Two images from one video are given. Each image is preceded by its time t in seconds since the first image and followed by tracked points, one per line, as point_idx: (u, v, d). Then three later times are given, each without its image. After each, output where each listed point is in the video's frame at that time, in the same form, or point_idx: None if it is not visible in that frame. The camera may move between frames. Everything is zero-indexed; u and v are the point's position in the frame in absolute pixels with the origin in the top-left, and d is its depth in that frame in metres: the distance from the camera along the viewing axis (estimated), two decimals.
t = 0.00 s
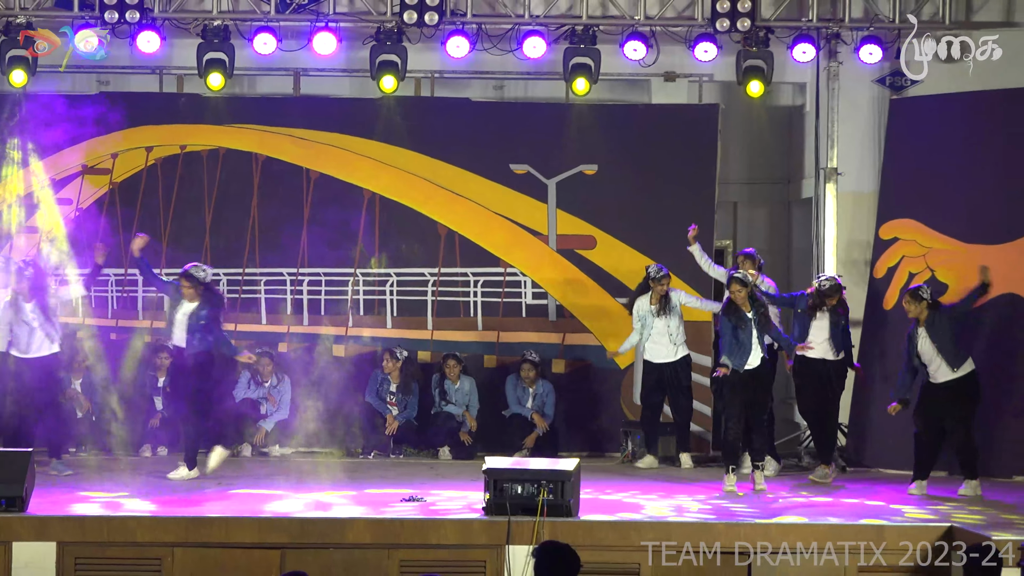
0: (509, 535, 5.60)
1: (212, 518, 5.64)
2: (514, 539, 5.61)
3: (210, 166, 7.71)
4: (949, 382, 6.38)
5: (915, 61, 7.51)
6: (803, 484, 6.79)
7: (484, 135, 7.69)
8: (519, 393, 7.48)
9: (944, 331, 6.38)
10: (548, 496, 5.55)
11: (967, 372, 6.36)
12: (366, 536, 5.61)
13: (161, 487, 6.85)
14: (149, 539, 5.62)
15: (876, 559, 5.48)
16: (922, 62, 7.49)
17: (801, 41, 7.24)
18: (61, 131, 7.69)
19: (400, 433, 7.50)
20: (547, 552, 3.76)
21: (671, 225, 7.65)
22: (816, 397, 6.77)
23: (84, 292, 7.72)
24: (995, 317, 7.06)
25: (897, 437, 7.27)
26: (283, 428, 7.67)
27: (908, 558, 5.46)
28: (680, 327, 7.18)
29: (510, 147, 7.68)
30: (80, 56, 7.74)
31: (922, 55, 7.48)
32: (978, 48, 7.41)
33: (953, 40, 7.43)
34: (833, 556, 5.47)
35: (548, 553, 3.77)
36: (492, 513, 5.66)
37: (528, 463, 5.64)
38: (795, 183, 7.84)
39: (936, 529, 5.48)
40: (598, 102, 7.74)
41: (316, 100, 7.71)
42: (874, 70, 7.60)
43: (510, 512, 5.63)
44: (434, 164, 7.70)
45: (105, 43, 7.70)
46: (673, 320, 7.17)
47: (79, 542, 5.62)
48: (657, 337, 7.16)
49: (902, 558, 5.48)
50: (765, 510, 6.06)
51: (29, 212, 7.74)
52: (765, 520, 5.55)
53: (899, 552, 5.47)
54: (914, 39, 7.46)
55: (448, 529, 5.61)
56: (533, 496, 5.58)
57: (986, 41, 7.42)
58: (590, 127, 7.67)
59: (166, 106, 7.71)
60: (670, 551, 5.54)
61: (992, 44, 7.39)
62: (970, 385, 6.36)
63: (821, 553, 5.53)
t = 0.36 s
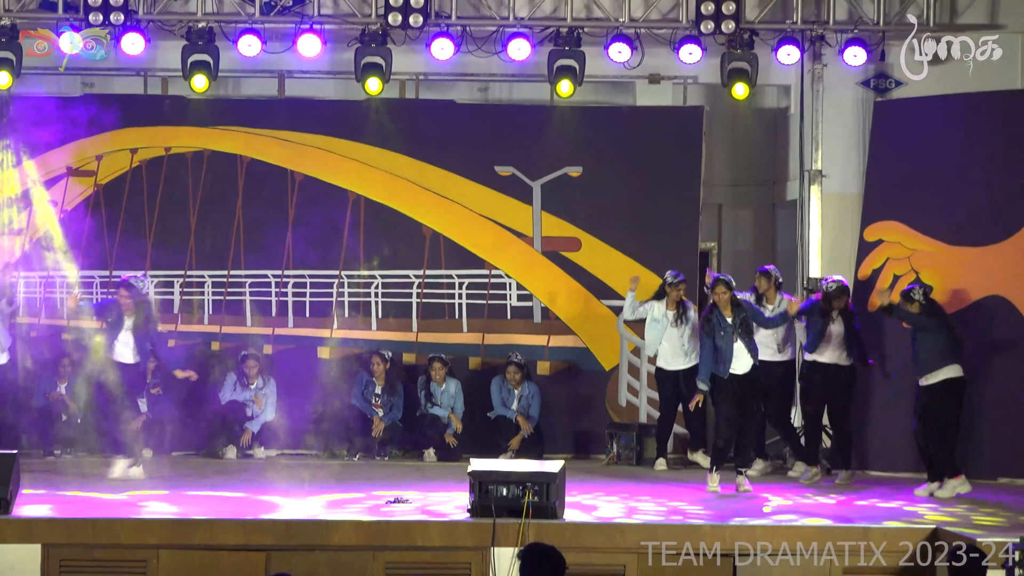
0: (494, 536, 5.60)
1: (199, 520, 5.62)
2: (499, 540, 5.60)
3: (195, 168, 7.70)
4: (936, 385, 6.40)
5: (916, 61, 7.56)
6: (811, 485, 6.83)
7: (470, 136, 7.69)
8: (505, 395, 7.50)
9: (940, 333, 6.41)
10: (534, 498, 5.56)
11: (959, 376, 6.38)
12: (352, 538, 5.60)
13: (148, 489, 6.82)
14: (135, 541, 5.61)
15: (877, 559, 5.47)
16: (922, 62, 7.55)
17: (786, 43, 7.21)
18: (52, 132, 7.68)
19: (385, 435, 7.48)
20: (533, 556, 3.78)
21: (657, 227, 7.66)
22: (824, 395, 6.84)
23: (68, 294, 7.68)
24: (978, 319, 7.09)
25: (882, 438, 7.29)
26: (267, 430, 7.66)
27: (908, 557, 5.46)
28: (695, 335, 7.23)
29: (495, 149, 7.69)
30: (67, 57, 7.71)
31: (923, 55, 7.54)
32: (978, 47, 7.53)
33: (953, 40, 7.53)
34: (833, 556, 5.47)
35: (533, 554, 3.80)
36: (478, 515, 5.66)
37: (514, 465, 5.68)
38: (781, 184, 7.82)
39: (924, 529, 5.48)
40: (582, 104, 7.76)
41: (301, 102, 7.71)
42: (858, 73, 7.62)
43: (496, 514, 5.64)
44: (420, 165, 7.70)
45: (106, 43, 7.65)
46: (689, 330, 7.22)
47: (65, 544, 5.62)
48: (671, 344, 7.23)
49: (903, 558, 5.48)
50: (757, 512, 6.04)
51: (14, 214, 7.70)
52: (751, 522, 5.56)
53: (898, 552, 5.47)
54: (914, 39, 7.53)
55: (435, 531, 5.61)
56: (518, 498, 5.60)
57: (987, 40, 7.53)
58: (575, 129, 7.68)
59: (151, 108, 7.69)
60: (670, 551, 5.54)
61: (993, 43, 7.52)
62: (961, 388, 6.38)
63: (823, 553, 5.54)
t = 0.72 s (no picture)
0: (490, 538, 5.58)
1: (193, 522, 5.61)
2: (495, 541, 5.59)
3: (190, 170, 7.69)
4: (929, 382, 6.42)
5: (916, 61, 7.56)
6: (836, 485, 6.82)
7: (466, 137, 7.69)
8: (501, 397, 7.50)
9: (939, 329, 6.37)
10: (529, 499, 5.58)
11: (953, 373, 6.38)
12: (347, 539, 5.60)
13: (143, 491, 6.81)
14: (130, 542, 5.60)
15: (877, 559, 5.46)
16: (923, 61, 7.55)
17: (782, 44, 7.23)
18: (50, 132, 7.69)
19: (382, 436, 7.49)
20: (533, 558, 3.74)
21: (653, 228, 7.67)
22: (834, 392, 6.85)
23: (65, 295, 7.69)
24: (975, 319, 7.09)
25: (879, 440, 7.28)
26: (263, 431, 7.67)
27: (908, 557, 5.46)
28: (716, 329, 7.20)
29: (491, 150, 7.69)
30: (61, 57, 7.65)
31: (923, 55, 7.54)
32: (978, 47, 7.52)
33: (954, 40, 7.53)
34: (834, 556, 5.45)
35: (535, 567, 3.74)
36: (474, 516, 5.66)
37: (508, 467, 5.72)
38: (777, 186, 7.74)
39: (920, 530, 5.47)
40: (578, 105, 7.76)
41: (297, 103, 7.71)
42: (854, 74, 7.62)
43: (491, 516, 5.64)
44: (415, 167, 7.70)
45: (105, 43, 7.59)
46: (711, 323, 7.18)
47: (60, 545, 5.61)
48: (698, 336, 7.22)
49: (903, 558, 5.47)
50: (755, 514, 6.01)
51: (11, 213, 7.71)
52: (747, 523, 5.55)
53: (899, 552, 5.47)
54: (915, 39, 7.53)
55: (431, 532, 5.61)
56: (513, 499, 5.61)
57: (987, 40, 7.52)
58: (572, 130, 7.68)
59: (147, 110, 7.68)
60: (670, 552, 5.53)
61: (993, 43, 7.51)
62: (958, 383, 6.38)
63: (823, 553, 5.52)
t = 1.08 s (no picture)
0: (491, 539, 5.57)
1: (196, 523, 5.60)
2: (496, 544, 5.57)
3: (191, 171, 7.67)
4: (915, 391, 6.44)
5: (916, 61, 7.57)
6: (857, 486, 6.89)
7: (467, 139, 7.69)
8: (503, 400, 7.50)
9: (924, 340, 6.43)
10: (531, 500, 5.55)
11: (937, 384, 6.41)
12: (348, 541, 5.60)
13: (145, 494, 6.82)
14: (132, 543, 5.60)
15: (877, 559, 5.46)
16: (923, 61, 7.56)
17: (782, 46, 7.23)
18: (54, 132, 7.61)
19: (382, 437, 7.49)
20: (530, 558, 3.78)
21: (655, 230, 7.66)
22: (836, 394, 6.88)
23: (66, 297, 7.65)
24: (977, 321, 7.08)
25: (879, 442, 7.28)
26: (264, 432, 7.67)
27: (908, 558, 5.46)
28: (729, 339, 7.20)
29: (491, 152, 7.69)
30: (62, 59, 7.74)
31: (923, 55, 7.56)
32: (977, 47, 7.53)
33: (953, 40, 7.54)
34: (833, 556, 5.45)
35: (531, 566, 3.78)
36: (474, 517, 5.63)
37: (511, 468, 5.67)
38: (777, 187, 7.83)
39: (920, 531, 5.47)
40: (579, 107, 7.76)
41: (298, 105, 7.70)
42: (855, 75, 7.64)
43: (492, 517, 5.59)
44: (416, 168, 7.70)
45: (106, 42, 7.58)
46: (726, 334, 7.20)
47: (60, 546, 5.61)
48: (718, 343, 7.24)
49: (903, 559, 5.47)
50: (757, 515, 6.04)
51: (11, 215, 7.64)
52: (749, 524, 5.55)
53: (899, 551, 5.47)
54: (915, 39, 7.52)
55: (431, 533, 5.61)
56: (515, 500, 5.56)
57: (987, 40, 7.53)
58: (572, 131, 7.67)
59: (148, 111, 7.67)
60: (670, 552, 5.53)
61: (992, 43, 7.52)
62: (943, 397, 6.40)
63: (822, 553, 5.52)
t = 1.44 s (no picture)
0: (498, 538, 5.64)
1: (203, 521, 5.63)
2: (503, 542, 5.63)
3: (199, 171, 7.68)
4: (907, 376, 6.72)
5: (916, 61, 7.62)
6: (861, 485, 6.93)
7: (474, 139, 7.72)
8: (509, 400, 7.52)
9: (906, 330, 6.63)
10: (537, 498, 5.60)
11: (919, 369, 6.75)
12: (356, 538, 5.63)
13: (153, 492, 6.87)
14: (141, 542, 5.64)
15: (877, 559, 5.51)
16: (923, 61, 7.60)
17: (787, 47, 7.26)
18: (65, 131, 7.64)
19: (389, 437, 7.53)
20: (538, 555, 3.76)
21: (661, 230, 7.69)
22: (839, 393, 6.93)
23: (76, 297, 7.68)
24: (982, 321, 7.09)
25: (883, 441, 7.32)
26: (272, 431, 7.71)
27: (908, 558, 5.51)
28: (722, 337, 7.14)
29: (498, 152, 7.72)
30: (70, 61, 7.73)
31: (923, 55, 7.60)
32: (978, 47, 7.57)
33: (953, 40, 7.58)
34: (833, 556, 5.51)
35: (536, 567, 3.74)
36: (481, 516, 5.69)
37: (518, 466, 5.72)
38: (782, 187, 7.85)
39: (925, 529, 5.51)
40: (585, 108, 7.80)
41: (305, 106, 7.72)
42: (860, 76, 7.66)
43: (500, 516, 5.66)
44: (422, 169, 7.73)
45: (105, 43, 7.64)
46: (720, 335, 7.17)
47: (70, 544, 5.65)
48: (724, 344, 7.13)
49: (902, 559, 5.52)
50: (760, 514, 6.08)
51: (20, 216, 7.67)
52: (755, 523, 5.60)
53: (899, 552, 5.51)
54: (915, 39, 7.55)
55: (439, 532, 5.64)
56: (522, 499, 5.64)
57: (987, 40, 7.57)
58: (578, 132, 7.71)
59: (156, 112, 7.69)
60: (670, 551, 5.57)
61: (993, 43, 7.56)
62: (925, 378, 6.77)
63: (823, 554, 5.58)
